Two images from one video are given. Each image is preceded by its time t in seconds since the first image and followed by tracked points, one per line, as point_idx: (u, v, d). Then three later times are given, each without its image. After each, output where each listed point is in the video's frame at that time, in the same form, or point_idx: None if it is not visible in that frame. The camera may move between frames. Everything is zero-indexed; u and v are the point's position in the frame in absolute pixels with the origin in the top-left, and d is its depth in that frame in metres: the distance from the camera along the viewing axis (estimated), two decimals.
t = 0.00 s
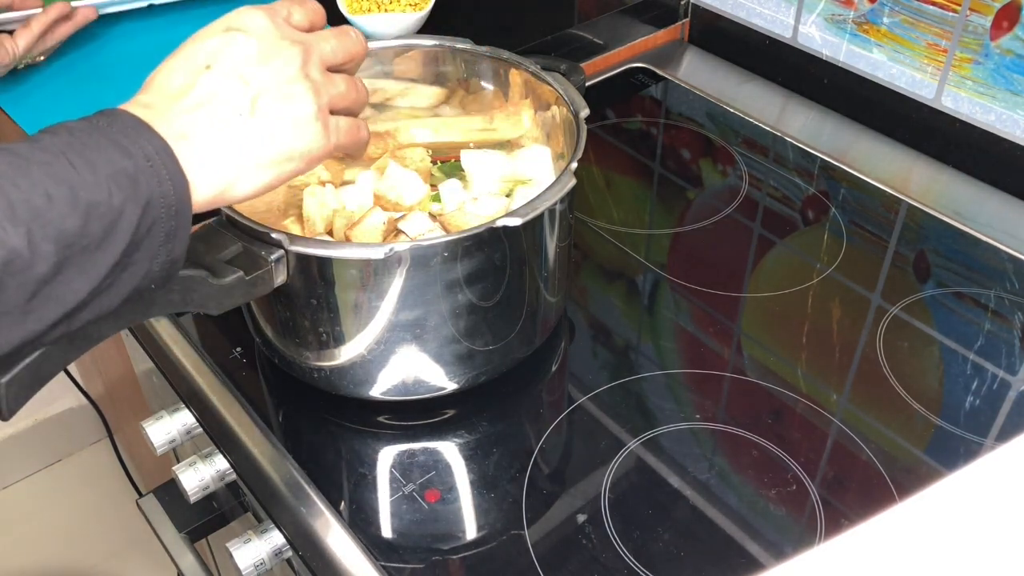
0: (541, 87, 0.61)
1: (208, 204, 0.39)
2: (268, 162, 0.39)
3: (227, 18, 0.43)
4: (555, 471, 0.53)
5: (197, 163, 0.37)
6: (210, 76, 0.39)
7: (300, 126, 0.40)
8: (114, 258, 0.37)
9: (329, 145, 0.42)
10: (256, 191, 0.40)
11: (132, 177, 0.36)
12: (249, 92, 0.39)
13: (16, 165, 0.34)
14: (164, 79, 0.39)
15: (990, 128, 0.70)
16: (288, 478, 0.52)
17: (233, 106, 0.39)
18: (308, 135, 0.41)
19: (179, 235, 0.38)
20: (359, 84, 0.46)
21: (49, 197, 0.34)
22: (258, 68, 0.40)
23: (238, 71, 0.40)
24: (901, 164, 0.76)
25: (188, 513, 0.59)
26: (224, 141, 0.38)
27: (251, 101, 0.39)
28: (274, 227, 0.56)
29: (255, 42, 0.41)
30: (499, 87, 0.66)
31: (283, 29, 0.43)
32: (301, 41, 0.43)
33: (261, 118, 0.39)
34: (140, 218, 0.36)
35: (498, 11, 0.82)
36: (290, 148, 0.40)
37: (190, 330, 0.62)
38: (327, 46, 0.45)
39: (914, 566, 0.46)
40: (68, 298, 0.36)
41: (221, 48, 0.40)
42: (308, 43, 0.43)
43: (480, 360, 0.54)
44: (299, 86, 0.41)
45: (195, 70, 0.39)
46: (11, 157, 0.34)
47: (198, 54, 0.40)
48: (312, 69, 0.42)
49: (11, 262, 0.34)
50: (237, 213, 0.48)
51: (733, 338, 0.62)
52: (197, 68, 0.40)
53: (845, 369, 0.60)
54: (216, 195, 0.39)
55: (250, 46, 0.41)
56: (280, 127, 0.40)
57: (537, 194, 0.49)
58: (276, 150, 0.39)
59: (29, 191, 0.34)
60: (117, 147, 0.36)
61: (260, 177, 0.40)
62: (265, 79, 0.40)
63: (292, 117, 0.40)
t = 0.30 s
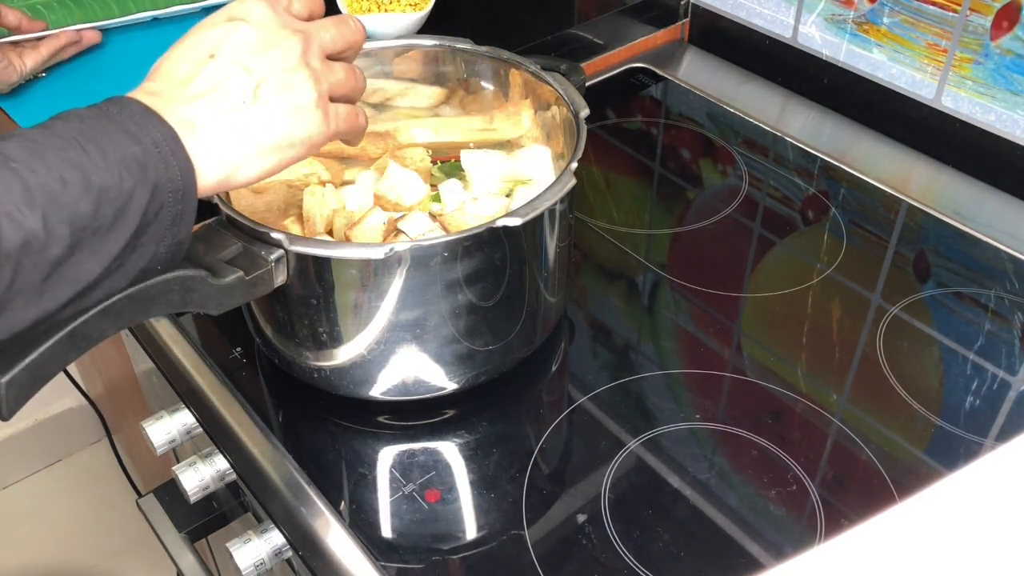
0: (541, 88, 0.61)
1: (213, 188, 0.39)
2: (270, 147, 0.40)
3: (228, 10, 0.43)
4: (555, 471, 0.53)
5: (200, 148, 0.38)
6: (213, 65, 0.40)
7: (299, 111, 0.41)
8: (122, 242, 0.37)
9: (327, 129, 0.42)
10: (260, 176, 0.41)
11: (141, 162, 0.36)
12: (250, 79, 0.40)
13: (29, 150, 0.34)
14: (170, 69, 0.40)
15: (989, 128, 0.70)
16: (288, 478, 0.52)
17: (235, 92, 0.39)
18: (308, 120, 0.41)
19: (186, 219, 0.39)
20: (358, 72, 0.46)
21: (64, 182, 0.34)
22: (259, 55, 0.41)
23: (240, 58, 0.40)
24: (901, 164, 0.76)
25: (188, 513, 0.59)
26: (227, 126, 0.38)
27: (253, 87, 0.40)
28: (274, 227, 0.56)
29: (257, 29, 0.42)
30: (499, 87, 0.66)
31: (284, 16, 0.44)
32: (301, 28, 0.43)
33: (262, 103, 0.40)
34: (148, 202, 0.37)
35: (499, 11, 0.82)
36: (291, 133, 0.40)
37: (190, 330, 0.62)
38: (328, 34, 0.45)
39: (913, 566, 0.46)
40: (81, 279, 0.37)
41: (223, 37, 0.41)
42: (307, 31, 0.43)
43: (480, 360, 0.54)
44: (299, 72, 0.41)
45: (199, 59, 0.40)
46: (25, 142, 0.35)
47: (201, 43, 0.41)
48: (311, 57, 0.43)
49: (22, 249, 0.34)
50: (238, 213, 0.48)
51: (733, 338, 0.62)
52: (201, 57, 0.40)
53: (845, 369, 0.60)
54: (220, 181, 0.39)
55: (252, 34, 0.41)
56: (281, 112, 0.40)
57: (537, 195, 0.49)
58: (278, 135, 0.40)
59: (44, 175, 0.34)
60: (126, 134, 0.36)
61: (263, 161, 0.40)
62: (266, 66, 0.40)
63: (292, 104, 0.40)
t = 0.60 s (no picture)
0: (541, 88, 0.61)
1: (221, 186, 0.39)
2: (278, 146, 0.40)
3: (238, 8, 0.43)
4: (555, 471, 0.53)
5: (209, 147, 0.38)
6: (223, 63, 0.40)
7: (307, 110, 0.41)
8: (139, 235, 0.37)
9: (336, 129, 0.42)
10: (268, 174, 0.41)
11: (150, 161, 0.36)
12: (259, 79, 0.40)
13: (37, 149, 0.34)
14: (179, 67, 0.40)
15: (990, 128, 0.70)
16: (288, 478, 0.52)
17: (245, 91, 0.39)
18: (316, 119, 0.41)
19: (194, 216, 0.39)
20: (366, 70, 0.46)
21: (74, 180, 0.34)
22: (269, 54, 0.41)
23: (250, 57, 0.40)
24: (901, 164, 0.76)
25: (188, 513, 0.59)
26: (236, 125, 0.39)
27: (263, 87, 0.40)
28: (274, 226, 0.56)
29: (267, 29, 0.42)
30: (498, 87, 0.66)
31: (295, 16, 0.44)
32: (311, 28, 0.43)
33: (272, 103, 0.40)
34: (158, 199, 0.37)
35: (499, 11, 0.82)
36: (300, 132, 0.40)
37: (190, 330, 0.62)
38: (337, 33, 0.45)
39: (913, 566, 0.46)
40: (91, 276, 0.37)
41: (233, 36, 0.41)
42: (318, 31, 0.44)
43: (481, 360, 0.54)
44: (308, 72, 0.41)
45: (209, 57, 0.40)
46: (37, 139, 0.35)
47: (212, 42, 0.41)
48: (321, 57, 0.43)
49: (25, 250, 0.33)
50: (238, 213, 0.48)
51: (733, 338, 0.62)
52: (211, 56, 0.40)
53: (845, 369, 0.60)
54: (229, 179, 0.39)
55: (262, 33, 0.41)
56: (290, 111, 0.40)
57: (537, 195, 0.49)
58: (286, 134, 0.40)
59: (55, 172, 0.34)
60: (136, 132, 0.36)
61: (271, 160, 0.40)
62: (275, 66, 0.40)
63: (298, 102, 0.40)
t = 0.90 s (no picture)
0: (541, 87, 0.61)
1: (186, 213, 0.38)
2: (251, 173, 0.39)
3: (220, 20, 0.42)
4: (555, 471, 0.53)
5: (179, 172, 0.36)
6: (199, 82, 0.38)
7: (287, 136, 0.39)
8: (89, 268, 0.35)
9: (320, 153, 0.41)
10: (237, 200, 0.39)
11: (104, 192, 0.34)
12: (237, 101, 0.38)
13: None
14: (148, 82, 0.38)
15: (989, 128, 0.70)
16: (288, 478, 0.52)
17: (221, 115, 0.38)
18: (296, 145, 0.40)
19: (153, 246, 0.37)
20: (356, 89, 0.45)
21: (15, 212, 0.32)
22: (250, 75, 0.39)
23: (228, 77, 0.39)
24: (901, 164, 0.76)
25: (188, 513, 0.59)
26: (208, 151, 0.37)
27: (240, 111, 0.38)
28: (274, 227, 0.57)
29: (250, 47, 0.40)
30: (499, 87, 0.66)
31: (283, 31, 0.42)
32: (299, 46, 0.42)
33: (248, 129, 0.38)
34: (110, 231, 0.35)
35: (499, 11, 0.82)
36: (275, 160, 0.39)
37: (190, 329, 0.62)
38: (326, 52, 0.43)
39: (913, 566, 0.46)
40: (33, 311, 0.35)
41: (213, 52, 0.39)
42: (305, 50, 0.42)
43: (480, 360, 0.54)
44: (291, 96, 0.40)
45: (183, 74, 0.38)
46: None
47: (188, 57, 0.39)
48: (307, 78, 0.41)
49: None
50: (238, 212, 0.48)
51: (733, 338, 0.62)
52: (185, 73, 0.38)
53: (845, 369, 0.60)
54: (195, 205, 0.38)
55: (244, 51, 0.40)
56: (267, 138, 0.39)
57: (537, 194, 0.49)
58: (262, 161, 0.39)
59: None
60: (89, 159, 0.34)
61: (240, 188, 0.39)
62: (254, 88, 0.39)
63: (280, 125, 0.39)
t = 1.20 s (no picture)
0: (541, 87, 0.61)
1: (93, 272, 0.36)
2: (172, 239, 0.36)
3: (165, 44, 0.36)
4: (555, 471, 0.53)
5: (86, 239, 0.34)
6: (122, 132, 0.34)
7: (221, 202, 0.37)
8: None
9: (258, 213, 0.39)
10: (155, 261, 0.37)
11: None
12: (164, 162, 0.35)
13: None
14: (66, 124, 0.34)
15: (989, 128, 0.70)
16: (288, 479, 0.52)
17: (141, 176, 0.34)
18: (228, 212, 0.37)
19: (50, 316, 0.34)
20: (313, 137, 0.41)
21: None
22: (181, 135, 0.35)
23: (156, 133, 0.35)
24: (901, 164, 0.76)
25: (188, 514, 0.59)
26: (125, 217, 0.35)
27: (164, 174, 0.35)
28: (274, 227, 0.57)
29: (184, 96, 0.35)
30: (499, 87, 0.66)
31: (232, 74, 0.37)
32: (250, 99, 0.37)
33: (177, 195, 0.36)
34: None
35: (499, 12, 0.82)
36: (202, 226, 0.36)
37: (191, 329, 0.62)
38: (283, 101, 0.38)
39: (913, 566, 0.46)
40: None
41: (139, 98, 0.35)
42: (256, 101, 0.37)
43: (480, 360, 0.54)
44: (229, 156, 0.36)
45: (105, 119, 0.34)
46: None
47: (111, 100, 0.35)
48: (254, 137, 0.37)
49: None
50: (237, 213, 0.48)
51: (733, 338, 0.62)
52: (108, 118, 0.34)
53: (844, 369, 0.60)
54: (107, 266, 0.36)
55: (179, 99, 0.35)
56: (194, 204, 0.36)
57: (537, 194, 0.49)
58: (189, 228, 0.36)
59: None
60: None
61: (160, 251, 0.36)
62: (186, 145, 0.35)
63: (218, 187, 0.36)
